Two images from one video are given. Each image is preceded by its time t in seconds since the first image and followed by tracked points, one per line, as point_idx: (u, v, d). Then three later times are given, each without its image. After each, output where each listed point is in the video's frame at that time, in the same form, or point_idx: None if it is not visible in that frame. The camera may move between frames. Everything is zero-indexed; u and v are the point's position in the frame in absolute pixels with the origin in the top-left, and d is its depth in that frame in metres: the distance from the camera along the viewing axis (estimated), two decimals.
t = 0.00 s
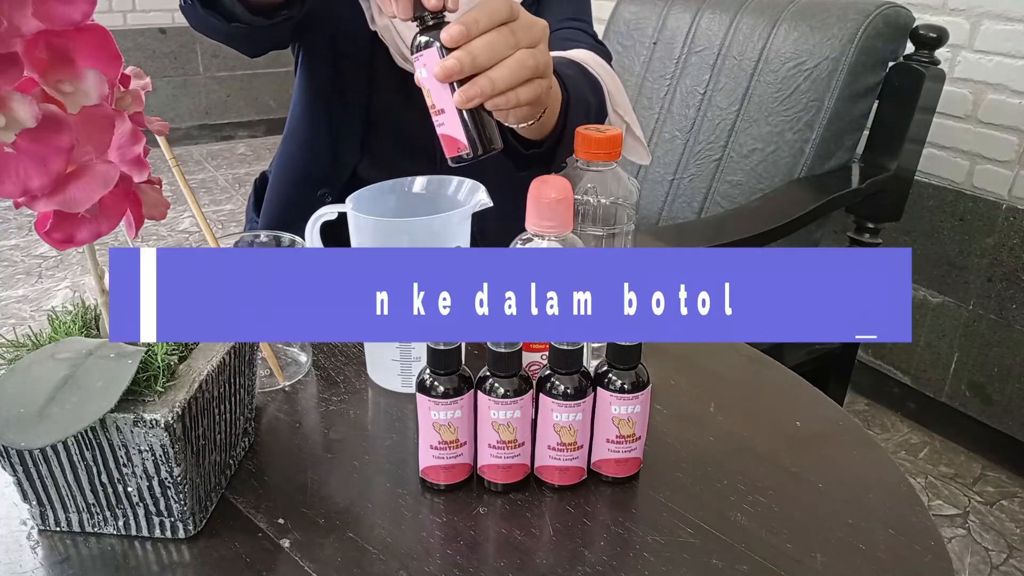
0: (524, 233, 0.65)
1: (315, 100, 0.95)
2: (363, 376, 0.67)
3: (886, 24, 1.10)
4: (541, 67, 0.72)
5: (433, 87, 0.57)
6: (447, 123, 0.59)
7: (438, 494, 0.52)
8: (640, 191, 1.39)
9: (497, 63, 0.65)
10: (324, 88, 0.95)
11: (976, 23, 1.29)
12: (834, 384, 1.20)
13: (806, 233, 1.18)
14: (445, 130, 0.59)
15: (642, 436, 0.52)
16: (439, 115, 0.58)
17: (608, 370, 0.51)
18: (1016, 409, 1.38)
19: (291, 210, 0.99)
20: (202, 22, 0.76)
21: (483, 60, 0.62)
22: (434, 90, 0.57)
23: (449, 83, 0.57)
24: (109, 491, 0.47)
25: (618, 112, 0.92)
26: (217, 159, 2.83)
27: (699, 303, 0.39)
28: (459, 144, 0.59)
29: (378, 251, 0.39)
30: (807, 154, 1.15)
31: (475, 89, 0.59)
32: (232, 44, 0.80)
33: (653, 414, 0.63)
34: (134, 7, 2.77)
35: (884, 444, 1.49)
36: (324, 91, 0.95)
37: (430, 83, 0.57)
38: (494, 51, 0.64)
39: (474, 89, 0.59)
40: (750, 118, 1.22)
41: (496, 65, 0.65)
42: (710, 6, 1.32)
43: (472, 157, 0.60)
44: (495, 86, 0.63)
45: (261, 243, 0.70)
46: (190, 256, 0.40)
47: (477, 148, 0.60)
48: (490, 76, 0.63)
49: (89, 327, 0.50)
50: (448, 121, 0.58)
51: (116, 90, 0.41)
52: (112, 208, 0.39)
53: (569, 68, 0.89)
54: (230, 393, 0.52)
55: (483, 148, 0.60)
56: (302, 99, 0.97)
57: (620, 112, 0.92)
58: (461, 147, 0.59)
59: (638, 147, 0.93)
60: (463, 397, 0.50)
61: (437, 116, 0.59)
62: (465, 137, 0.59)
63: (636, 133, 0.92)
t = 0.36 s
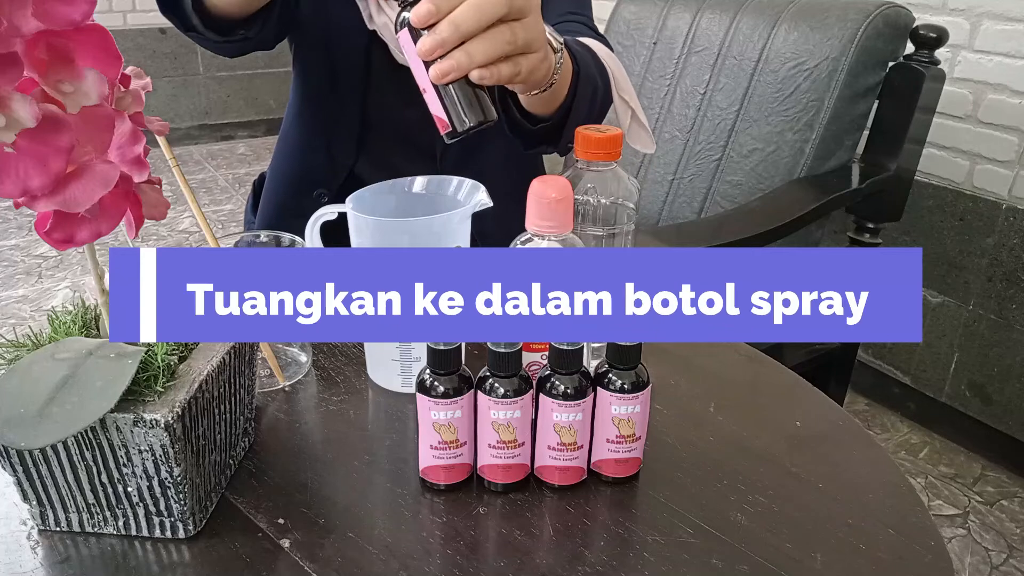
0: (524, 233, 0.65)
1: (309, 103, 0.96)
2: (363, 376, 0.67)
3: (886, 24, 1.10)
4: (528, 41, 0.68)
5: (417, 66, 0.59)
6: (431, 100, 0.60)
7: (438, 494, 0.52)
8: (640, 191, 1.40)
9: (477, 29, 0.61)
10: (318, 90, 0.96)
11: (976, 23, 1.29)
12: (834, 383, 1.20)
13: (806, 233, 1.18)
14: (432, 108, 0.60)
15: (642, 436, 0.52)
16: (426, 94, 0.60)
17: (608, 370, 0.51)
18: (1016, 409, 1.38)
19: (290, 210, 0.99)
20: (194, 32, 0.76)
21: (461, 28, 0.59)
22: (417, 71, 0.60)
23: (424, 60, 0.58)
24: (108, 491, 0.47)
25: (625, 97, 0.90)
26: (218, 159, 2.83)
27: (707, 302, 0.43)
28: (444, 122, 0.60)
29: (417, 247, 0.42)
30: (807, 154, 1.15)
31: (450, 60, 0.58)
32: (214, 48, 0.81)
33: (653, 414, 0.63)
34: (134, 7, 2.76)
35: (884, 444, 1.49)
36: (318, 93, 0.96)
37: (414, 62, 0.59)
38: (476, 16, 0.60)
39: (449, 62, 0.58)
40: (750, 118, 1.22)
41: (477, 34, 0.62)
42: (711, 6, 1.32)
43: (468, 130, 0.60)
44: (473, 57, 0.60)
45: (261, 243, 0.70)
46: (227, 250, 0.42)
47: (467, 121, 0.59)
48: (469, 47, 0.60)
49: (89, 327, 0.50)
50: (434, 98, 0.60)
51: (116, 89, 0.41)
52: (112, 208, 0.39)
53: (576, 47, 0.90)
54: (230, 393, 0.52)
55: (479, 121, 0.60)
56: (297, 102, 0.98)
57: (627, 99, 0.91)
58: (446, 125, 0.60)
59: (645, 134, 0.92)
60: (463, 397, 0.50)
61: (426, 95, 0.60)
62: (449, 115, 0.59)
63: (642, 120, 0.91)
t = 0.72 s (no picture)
0: (524, 233, 0.65)
1: (304, 105, 0.96)
2: (362, 376, 0.67)
3: (886, 24, 1.10)
4: (531, 20, 0.69)
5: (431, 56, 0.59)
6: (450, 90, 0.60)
7: (438, 494, 0.52)
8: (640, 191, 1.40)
9: (483, 12, 0.61)
10: (316, 90, 0.96)
11: (976, 23, 1.29)
12: (834, 383, 1.20)
13: (807, 233, 1.18)
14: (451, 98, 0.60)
15: (642, 436, 0.52)
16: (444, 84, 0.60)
17: (609, 370, 0.51)
18: (1016, 409, 1.38)
19: (289, 210, 0.99)
20: (225, 47, 0.78)
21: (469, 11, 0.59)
22: (432, 62, 0.60)
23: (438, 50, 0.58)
24: (108, 491, 0.47)
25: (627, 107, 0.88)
26: (218, 159, 2.83)
27: (707, 302, 0.43)
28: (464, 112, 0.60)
29: (417, 247, 0.42)
30: (807, 154, 1.15)
31: (461, 45, 0.58)
32: (230, 67, 0.83)
33: (653, 413, 0.63)
34: (134, 7, 2.76)
35: (884, 444, 1.49)
36: (314, 95, 0.96)
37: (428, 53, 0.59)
38: None
39: (461, 46, 0.57)
40: (750, 118, 1.22)
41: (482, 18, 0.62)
42: (711, 6, 1.32)
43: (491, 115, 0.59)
44: (483, 38, 0.60)
45: (260, 242, 0.70)
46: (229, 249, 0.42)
47: (486, 104, 0.58)
48: (478, 31, 0.60)
49: (88, 327, 0.50)
50: (452, 88, 0.60)
51: (116, 89, 0.41)
52: (112, 208, 0.39)
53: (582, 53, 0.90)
54: (230, 393, 0.52)
55: (500, 104, 0.59)
56: (293, 107, 0.98)
57: (630, 108, 0.87)
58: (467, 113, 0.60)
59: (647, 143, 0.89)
60: (463, 398, 0.50)
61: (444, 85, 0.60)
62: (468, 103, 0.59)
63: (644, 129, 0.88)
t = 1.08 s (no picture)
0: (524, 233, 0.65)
1: (303, 105, 0.96)
2: (362, 376, 0.67)
3: (886, 24, 1.10)
4: (559, 43, 0.72)
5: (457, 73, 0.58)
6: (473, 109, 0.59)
7: (437, 494, 0.52)
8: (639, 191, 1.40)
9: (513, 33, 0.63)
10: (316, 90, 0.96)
11: (976, 23, 1.29)
12: (834, 383, 1.20)
13: (807, 233, 1.18)
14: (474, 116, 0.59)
15: (642, 436, 0.52)
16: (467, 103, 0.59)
17: (609, 370, 0.51)
18: (1016, 409, 1.38)
19: (289, 210, 0.99)
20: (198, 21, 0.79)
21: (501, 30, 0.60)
22: (457, 80, 0.59)
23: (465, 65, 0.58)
24: (108, 491, 0.47)
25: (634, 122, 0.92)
26: (218, 159, 2.83)
27: (707, 302, 0.43)
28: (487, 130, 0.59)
29: (416, 248, 0.42)
30: (807, 154, 1.15)
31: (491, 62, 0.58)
32: (207, 53, 0.82)
33: (652, 413, 0.63)
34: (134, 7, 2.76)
35: (884, 444, 1.49)
36: (314, 95, 0.96)
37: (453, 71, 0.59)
38: (511, 18, 0.63)
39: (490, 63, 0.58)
40: (750, 118, 1.22)
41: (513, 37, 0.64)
42: (711, 6, 1.32)
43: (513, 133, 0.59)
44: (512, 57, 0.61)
45: (261, 242, 0.70)
46: (230, 249, 0.42)
47: (511, 123, 0.58)
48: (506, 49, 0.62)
49: (88, 327, 0.50)
50: (476, 106, 0.59)
51: (117, 89, 0.41)
52: (112, 208, 0.39)
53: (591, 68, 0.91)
54: (230, 393, 0.52)
55: (522, 122, 0.59)
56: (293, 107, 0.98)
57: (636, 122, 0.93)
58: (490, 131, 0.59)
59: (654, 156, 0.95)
60: (463, 398, 0.50)
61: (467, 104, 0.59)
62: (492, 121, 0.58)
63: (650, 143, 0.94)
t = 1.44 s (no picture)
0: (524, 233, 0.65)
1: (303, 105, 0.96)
2: (362, 376, 0.67)
3: (886, 24, 1.10)
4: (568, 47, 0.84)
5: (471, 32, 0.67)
6: (475, 68, 0.68)
7: (437, 494, 0.52)
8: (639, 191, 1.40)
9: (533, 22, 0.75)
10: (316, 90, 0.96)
11: (977, 23, 1.29)
12: (834, 383, 1.20)
13: (807, 233, 1.18)
14: (472, 74, 0.68)
15: (642, 436, 0.52)
16: (468, 59, 0.68)
17: (609, 370, 0.51)
18: (1016, 409, 1.38)
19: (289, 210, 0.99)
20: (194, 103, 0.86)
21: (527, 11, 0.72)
22: (472, 35, 0.66)
23: (486, 29, 0.67)
24: (108, 491, 0.47)
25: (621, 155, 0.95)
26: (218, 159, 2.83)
27: (707, 302, 0.43)
28: (485, 90, 0.68)
29: (417, 247, 0.42)
30: (807, 154, 1.15)
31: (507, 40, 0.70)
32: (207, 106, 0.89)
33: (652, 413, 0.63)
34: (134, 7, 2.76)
35: (884, 444, 1.49)
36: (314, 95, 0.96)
37: (468, 29, 0.66)
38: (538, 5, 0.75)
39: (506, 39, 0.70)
40: (750, 118, 1.22)
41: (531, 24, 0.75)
42: (711, 6, 1.32)
43: (487, 104, 0.70)
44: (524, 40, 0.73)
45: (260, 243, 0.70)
46: (230, 249, 0.42)
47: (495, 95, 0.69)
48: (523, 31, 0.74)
49: (88, 327, 0.50)
50: (478, 65, 0.68)
51: (116, 89, 0.41)
52: (112, 208, 0.39)
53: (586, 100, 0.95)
54: (230, 393, 0.52)
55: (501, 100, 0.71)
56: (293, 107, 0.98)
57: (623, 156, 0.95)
58: (483, 92, 0.68)
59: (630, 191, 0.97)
60: (463, 398, 0.50)
61: (466, 60, 0.68)
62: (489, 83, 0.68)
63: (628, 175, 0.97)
